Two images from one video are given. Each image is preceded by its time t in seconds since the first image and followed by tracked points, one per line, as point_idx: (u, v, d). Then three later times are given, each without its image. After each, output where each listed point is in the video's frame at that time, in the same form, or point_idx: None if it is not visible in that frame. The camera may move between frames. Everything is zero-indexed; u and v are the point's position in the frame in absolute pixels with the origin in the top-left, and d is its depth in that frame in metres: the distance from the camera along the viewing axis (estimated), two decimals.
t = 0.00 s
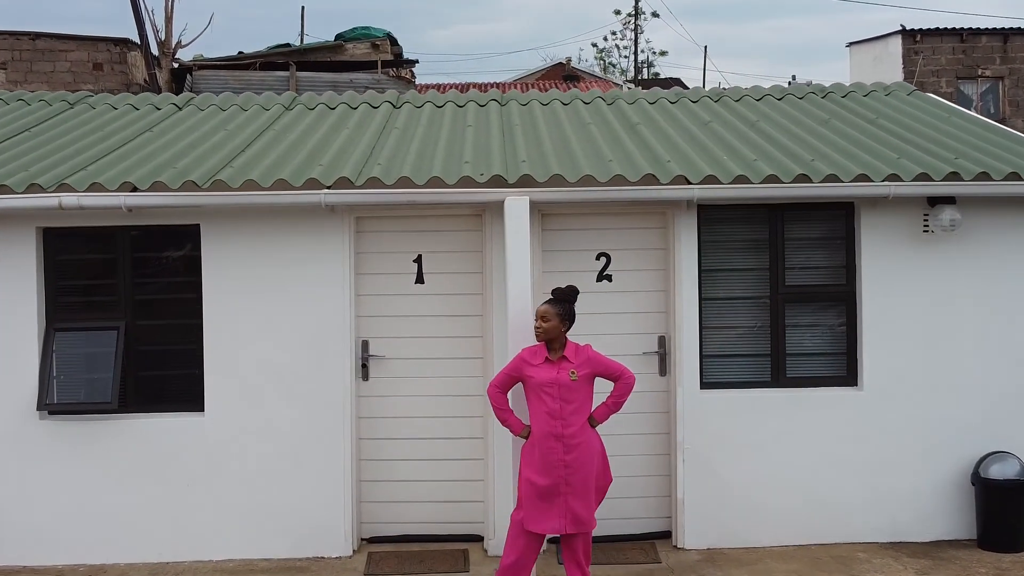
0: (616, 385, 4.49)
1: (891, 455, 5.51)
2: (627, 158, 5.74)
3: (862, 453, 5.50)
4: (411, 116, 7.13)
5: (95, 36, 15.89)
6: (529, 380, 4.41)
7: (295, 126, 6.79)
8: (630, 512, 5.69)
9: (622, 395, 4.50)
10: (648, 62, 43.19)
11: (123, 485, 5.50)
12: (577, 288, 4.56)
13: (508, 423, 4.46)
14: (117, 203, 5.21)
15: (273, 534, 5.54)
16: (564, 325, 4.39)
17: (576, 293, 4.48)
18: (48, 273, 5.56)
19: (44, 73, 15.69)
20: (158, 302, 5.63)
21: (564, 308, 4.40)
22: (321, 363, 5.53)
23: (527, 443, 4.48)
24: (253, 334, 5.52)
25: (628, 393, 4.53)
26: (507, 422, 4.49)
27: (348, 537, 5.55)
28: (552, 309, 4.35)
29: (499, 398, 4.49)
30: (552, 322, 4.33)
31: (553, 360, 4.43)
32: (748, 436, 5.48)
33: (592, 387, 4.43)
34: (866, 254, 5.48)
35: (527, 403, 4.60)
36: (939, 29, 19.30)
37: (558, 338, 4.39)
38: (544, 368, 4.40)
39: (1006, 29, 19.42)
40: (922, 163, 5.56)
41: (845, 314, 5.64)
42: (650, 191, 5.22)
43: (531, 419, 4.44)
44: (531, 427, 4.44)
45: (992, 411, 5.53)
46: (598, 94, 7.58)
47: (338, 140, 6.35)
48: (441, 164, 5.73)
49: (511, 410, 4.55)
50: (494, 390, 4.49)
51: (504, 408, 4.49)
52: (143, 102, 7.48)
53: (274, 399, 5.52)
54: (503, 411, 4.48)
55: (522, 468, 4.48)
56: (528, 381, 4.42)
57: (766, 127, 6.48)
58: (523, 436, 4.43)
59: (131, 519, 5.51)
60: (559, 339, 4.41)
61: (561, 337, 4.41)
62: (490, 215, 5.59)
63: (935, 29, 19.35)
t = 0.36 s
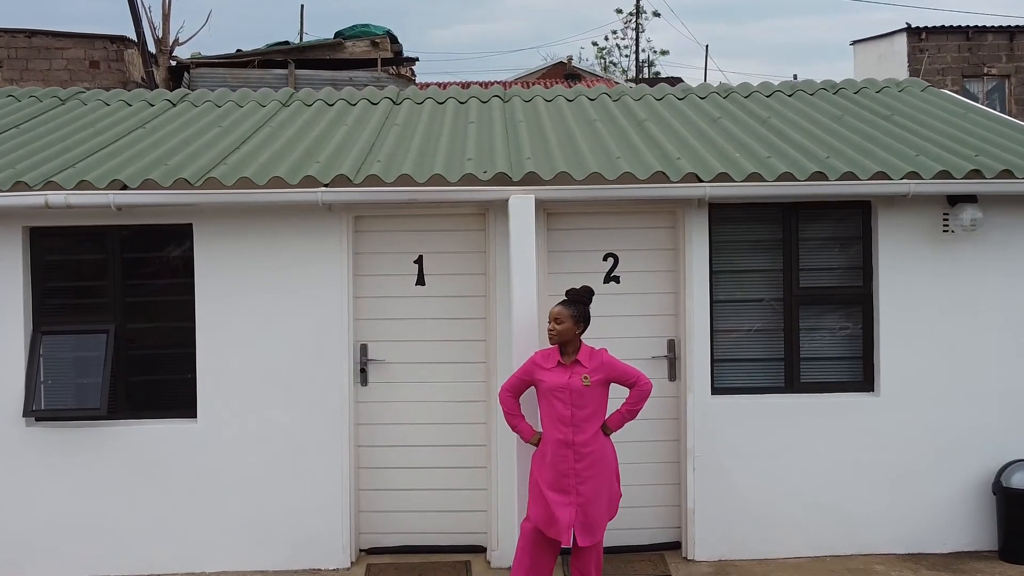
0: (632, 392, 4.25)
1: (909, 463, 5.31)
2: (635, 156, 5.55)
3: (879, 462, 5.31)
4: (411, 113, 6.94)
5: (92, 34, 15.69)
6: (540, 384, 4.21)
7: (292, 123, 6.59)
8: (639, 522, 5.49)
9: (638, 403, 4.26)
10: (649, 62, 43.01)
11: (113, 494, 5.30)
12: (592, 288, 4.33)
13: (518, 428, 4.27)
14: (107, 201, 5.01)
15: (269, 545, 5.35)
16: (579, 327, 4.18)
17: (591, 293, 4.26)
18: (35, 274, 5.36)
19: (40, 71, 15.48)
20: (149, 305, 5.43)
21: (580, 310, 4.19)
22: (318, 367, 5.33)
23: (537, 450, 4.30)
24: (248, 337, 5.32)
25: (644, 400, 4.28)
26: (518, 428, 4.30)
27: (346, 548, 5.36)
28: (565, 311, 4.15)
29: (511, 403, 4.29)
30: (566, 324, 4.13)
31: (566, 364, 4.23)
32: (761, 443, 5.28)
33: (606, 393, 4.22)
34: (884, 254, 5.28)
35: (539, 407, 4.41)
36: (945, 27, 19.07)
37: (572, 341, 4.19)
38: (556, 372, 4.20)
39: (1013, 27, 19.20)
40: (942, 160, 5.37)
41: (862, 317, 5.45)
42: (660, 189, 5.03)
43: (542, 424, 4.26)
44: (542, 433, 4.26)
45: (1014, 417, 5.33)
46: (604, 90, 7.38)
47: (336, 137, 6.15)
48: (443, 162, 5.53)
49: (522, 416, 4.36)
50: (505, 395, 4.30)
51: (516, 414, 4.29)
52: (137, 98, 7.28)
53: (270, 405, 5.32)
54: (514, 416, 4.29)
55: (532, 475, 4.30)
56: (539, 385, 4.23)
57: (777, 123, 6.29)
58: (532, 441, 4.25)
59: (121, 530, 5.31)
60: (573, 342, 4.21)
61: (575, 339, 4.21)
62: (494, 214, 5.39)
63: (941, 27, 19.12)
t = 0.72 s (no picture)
0: (638, 397, 4.09)
1: (920, 469, 5.17)
2: (638, 153, 5.40)
3: (889, 468, 5.16)
4: (409, 109, 6.79)
5: (88, 32, 15.52)
6: (544, 388, 4.07)
7: (287, 119, 6.44)
8: (642, 529, 5.34)
9: (645, 408, 4.10)
10: (649, 61, 42.85)
11: (101, 501, 5.15)
12: (597, 289, 4.18)
13: (520, 433, 4.13)
14: (94, 200, 4.86)
15: (263, 554, 5.20)
16: (585, 329, 4.05)
17: (597, 293, 4.11)
18: (21, 275, 5.21)
19: (35, 69, 15.28)
20: (139, 306, 5.28)
21: (586, 311, 4.06)
22: (312, 371, 5.18)
23: (540, 455, 4.15)
24: (240, 340, 5.17)
25: (651, 406, 4.12)
26: (520, 433, 4.14)
27: (341, 557, 5.21)
28: (571, 312, 4.01)
29: (513, 407, 4.14)
30: (571, 326, 3.99)
31: (570, 367, 4.08)
32: (768, 449, 5.13)
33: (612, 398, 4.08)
34: (894, 254, 5.13)
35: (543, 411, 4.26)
36: (949, 25, 18.84)
37: (578, 343, 4.06)
38: (560, 376, 4.05)
39: (1017, 25, 19.03)
40: (954, 157, 5.22)
41: (871, 318, 5.30)
42: (664, 187, 4.88)
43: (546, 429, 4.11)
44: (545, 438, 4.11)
45: None
46: (605, 87, 7.23)
47: (331, 134, 6.00)
48: (441, 159, 5.38)
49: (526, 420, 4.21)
50: (508, 398, 4.15)
51: (519, 418, 4.14)
52: (128, 95, 7.13)
53: (263, 409, 5.17)
54: (516, 420, 4.14)
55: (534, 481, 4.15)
56: (543, 388, 4.08)
57: (783, 120, 6.14)
58: (535, 447, 4.11)
59: (109, 537, 5.16)
60: (579, 344, 4.08)
61: (580, 342, 4.07)
62: (493, 213, 5.24)
63: (944, 25, 18.82)
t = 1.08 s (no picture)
0: (647, 401, 3.92)
1: (934, 475, 4.99)
2: (642, 148, 5.23)
3: (902, 473, 4.99)
4: (406, 104, 6.61)
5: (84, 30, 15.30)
6: (549, 391, 3.89)
7: (281, 115, 6.27)
8: (647, 537, 5.17)
9: (653, 413, 3.93)
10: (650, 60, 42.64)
11: (87, 508, 4.98)
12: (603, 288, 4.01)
13: (524, 438, 3.95)
14: (79, 196, 4.69)
15: (255, 563, 5.03)
16: (592, 330, 3.86)
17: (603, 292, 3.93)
18: (5, 275, 5.04)
19: (31, 67, 15.05)
20: (126, 307, 5.11)
21: (592, 310, 3.88)
22: (306, 373, 5.01)
23: (545, 461, 3.98)
24: (230, 341, 5.00)
25: (660, 410, 3.94)
26: (524, 438, 3.97)
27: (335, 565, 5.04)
28: (577, 311, 3.84)
29: (517, 411, 3.96)
30: (577, 326, 3.81)
31: (576, 370, 3.91)
32: (776, 454, 4.96)
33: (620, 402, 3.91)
34: (907, 252, 4.96)
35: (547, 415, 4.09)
36: (952, 23, 18.59)
37: (584, 345, 3.86)
38: (566, 379, 3.88)
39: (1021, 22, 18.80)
40: (968, 152, 5.05)
41: (883, 319, 5.13)
42: (670, 183, 4.71)
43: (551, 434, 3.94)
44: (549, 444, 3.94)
45: None
46: (607, 82, 7.06)
47: (326, 129, 5.83)
48: (439, 154, 5.21)
49: (529, 425, 4.03)
50: (511, 402, 3.97)
51: (522, 423, 3.97)
52: (119, 90, 6.95)
53: (254, 413, 5.00)
54: (520, 425, 3.96)
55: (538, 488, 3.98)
56: (547, 392, 3.91)
57: (791, 115, 5.97)
58: (539, 452, 3.93)
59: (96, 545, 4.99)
60: (586, 346, 3.89)
61: (587, 343, 3.88)
62: (493, 210, 5.08)
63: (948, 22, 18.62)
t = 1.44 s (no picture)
0: (656, 408, 3.74)
1: (949, 482, 4.84)
2: (647, 146, 5.07)
3: (916, 481, 4.83)
4: (404, 101, 6.45)
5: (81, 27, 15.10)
6: (555, 396, 3.74)
7: (276, 112, 6.11)
8: (652, 546, 5.02)
9: (663, 420, 3.74)
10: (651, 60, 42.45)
11: (75, 517, 4.83)
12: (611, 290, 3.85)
13: (529, 444, 3.80)
14: (66, 195, 4.53)
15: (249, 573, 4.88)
16: (599, 333, 3.72)
17: (611, 294, 3.78)
18: None
19: (26, 66, 14.85)
20: (116, 309, 4.95)
21: (600, 312, 3.74)
22: (300, 378, 4.86)
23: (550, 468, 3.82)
24: (223, 344, 4.84)
25: (671, 418, 3.76)
26: (529, 445, 3.81)
27: None
28: (585, 313, 3.69)
29: (521, 416, 3.80)
30: (585, 329, 3.67)
31: (583, 375, 3.75)
32: (786, 461, 4.81)
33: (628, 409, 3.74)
34: (921, 252, 4.81)
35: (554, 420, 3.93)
36: (956, 21, 18.19)
37: (592, 348, 3.73)
38: (572, 384, 3.73)
39: None
40: (984, 150, 4.89)
41: (896, 321, 4.97)
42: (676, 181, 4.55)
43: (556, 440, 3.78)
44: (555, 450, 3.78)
45: None
46: (610, 78, 6.90)
47: (322, 127, 5.66)
48: (438, 152, 5.05)
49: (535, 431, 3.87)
50: (515, 406, 3.81)
51: (527, 429, 3.81)
52: (111, 87, 6.80)
53: (248, 418, 4.84)
54: (524, 430, 3.80)
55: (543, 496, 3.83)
56: (554, 397, 3.76)
57: (799, 112, 5.81)
58: (544, 459, 3.78)
59: (85, 555, 4.84)
60: (593, 349, 3.75)
61: (595, 347, 3.74)
62: (494, 209, 4.92)
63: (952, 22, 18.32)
